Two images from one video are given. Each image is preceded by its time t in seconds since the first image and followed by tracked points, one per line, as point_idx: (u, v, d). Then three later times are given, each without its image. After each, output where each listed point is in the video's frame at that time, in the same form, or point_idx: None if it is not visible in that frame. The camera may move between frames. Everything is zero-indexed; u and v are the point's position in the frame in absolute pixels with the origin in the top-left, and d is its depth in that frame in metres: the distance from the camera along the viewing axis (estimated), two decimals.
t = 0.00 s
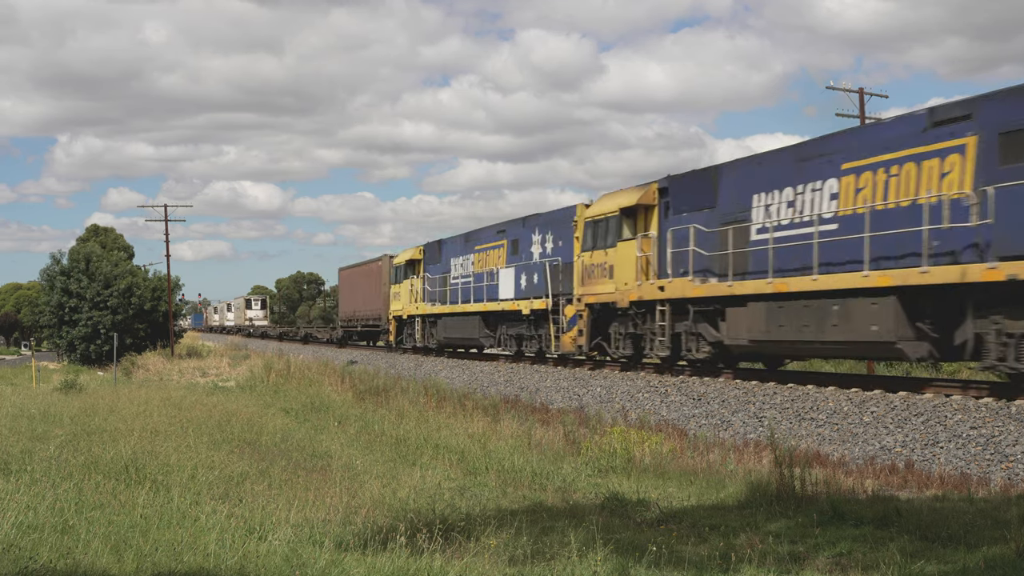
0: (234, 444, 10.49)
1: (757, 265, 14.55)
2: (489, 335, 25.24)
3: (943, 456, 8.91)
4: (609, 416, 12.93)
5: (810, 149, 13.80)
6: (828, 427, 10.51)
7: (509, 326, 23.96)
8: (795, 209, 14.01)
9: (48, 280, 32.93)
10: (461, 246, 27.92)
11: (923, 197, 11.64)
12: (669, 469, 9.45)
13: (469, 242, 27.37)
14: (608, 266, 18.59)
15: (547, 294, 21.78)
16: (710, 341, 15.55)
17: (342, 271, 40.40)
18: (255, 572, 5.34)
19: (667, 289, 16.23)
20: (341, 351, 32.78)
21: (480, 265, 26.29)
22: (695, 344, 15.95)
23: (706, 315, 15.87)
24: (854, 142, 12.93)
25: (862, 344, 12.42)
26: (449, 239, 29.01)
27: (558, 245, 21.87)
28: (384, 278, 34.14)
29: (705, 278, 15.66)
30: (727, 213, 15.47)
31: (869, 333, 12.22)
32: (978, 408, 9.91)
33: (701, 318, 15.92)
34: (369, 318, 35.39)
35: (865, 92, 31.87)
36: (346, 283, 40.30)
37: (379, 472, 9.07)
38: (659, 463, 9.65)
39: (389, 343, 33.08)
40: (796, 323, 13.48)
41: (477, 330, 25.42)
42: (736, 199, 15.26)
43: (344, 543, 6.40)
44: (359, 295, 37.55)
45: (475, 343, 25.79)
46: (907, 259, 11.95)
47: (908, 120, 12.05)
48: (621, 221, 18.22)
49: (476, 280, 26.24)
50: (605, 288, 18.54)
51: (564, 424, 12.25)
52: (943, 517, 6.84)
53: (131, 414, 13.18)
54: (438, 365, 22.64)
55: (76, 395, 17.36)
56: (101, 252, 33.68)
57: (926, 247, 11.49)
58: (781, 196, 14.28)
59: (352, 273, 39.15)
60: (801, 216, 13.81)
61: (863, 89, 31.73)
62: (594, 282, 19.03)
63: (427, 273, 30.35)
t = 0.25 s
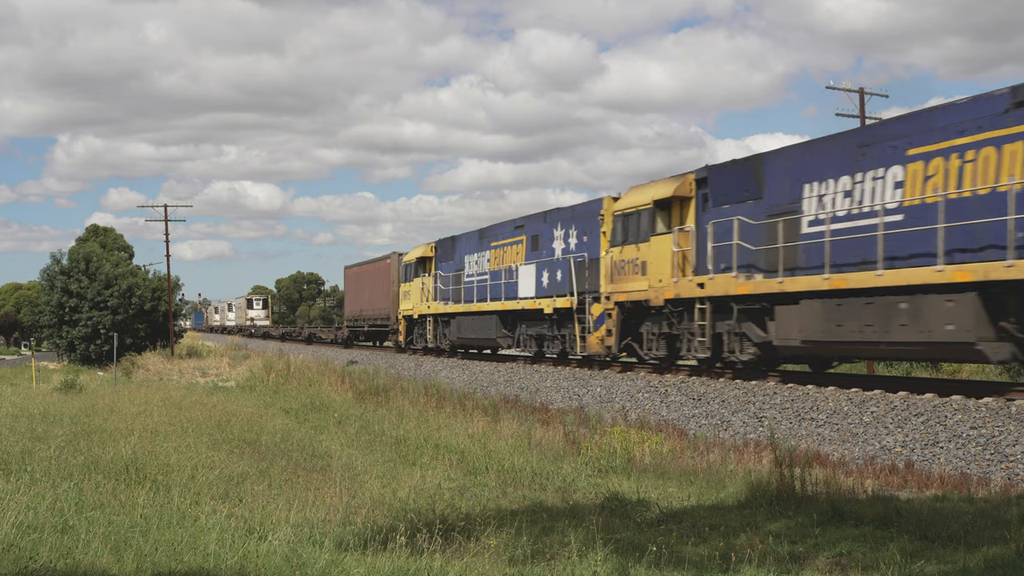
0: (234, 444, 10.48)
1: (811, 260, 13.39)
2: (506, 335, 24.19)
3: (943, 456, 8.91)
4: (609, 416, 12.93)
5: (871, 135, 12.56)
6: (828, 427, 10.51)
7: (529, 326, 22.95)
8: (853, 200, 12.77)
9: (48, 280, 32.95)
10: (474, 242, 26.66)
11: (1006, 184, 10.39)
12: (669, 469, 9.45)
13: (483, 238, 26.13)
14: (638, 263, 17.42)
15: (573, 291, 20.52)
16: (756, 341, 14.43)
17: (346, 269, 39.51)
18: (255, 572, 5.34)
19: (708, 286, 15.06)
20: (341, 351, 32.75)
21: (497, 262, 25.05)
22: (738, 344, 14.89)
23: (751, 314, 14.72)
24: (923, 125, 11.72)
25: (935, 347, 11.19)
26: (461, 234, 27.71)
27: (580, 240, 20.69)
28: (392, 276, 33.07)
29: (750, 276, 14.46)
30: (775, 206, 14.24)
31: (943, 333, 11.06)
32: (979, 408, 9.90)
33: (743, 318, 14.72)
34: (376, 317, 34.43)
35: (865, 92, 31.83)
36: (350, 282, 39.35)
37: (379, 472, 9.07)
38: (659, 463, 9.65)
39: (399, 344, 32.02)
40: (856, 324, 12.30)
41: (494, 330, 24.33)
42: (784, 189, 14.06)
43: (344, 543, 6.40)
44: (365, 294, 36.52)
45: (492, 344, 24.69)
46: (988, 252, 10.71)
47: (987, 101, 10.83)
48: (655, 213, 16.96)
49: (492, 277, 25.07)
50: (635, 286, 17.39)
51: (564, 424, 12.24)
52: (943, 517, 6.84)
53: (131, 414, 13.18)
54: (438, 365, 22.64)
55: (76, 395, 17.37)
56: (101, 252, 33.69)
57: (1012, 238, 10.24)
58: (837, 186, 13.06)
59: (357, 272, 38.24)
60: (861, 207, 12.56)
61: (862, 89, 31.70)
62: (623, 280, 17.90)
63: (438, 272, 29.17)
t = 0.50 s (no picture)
0: (234, 444, 10.48)
1: (870, 253, 12.34)
2: (526, 336, 23.29)
3: (943, 456, 8.91)
4: (609, 416, 12.92)
5: (938, 116, 11.48)
6: (828, 427, 10.51)
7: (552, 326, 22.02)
8: (920, 186, 11.66)
9: (48, 280, 32.95)
10: (490, 239, 25.68)
11: None
12: (669, 469, 9.45)
13: (499, 235, 25.17)
14: (674, 258, 16.45)
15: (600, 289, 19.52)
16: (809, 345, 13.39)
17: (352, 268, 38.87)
18: (255, 572, 5.34)
19: (755, 282, 14.07)
20: (341, 351, 32.72)
21: (516, 259, 24.10)
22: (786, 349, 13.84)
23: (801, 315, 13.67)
24: (997, 104, 10.64)
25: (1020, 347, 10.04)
26: (476, 231, 26.75)
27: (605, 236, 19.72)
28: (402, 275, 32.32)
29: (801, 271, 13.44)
30: (830, 195, 13.18)
31: None
32: (979, 408, 9.90)
33: (793, 317, 13.68)
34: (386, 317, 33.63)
35: (864, 92, 31.80)
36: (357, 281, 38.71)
37: (379, 472, 9.07)
38: (659, 463, 9.65)
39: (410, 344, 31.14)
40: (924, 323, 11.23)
41: (514, 330, 23.43)
42: (840, 177, 13.02)
43: (344, 543, 6.40)
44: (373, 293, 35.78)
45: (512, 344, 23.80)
46: (936, 258, 11.29)
47: None
48: (693, 206, 16.00)
49: (510, 274, 24.14)
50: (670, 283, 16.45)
51: (564, 424, 12.24)
52: (943, 517, 6.84)
53: (131, 414, 13.18)
54: (438, 365, 22.64)
55: (76, 395, 17.36)
56: (101, 252, 33.68)
57: (958, 244, 10.86)
58: (899, 173, 11.99)
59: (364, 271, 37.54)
60: (930, 195, 11.48)
61: (862, 90, 31.68)
62: (657, 276, 16.95)
63: (451, 270, 28.30)
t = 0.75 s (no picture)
0: (234, 444, 10.47)
1: (941, 245, 11.24)
2: (548, 336, 22.20)
3: (943, 456, 8.91)
4: (609, 416, 12.92)
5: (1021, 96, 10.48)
6: (828, 427, 10.51)
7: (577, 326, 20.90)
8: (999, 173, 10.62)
9: (48, 280, 32.94)
10: (508, 234, 24.54)
11: None
12: (669, 469, 9.45)
13: (518, 230, 24.05)
14: (715, 254, 15.35)
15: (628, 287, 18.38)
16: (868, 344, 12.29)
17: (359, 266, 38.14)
18: (255, 572, 5.34)
19: (807, 279, 12.94)
20: (341, 351, 32.68)
21: (536, 255, 22.93)
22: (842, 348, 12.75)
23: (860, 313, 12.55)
24: None
25: None
26: (493, 226, 25.60)
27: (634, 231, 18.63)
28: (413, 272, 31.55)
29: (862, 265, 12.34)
30: (896, 183, 12.12)
31: None
32: (979, 408, 9.90)
33: (854, 315, 12.55)
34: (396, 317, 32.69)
35: (864, 93, 31.78)
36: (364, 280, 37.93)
37: (379, 472, 9.07)
38: (659, 463, 9.65)
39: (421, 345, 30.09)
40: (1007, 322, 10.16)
41: (535, 330, 22.34)
42: (907, 165, 11.97)
43: (344, 543, 6.40)
44: (381, 292, 34.99)
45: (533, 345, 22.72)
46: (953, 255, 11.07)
47: None
48: (734, 197, 14.96)
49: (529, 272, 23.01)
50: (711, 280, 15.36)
51: (564, 424, 12.24)
52: (943, 517, 6.84)
53: (131, 414, 13.18)
54: (439, 365, 22.64)
55: (76, 395, 17.35)
56: (101, 252, 33.67)
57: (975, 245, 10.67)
58: (975, 158, 10.97)
59: (372, 269, 36.79)
60: (1012, 181, 10.43)
61: (862, 90, 31.66)
62: (695, 273, 15.87)
63: (465, 268, 27.26)
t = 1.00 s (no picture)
0: (235, 444, 10.47)
1: None
2: (573, 337, 21.10)
3: (943, 456, 8.91)
4: (609, 416, 12.93)
5: None
6: (828, 427, 10.51)
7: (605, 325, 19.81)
8: None
9: (48, 280, 32.95)
10: (527, 230, 23.36)
11: None
12: (669, 469, 9.45)
13: (538, 226, 22.88)
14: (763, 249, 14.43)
15: (663, 283, 17.38)
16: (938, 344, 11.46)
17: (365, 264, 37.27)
18: (255, 572, 5.34)
19: (872, 274, 12.07)
20: (341, 351, 32.66)
21: (558, 250, 21.79)
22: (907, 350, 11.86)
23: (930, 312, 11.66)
24: None
25: None
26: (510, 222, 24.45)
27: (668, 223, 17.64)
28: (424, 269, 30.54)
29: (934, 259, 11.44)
30: (974, 170, 11.19)
31: None
32: (979, 408, 9.91)
33: (923, 314, 11.68)
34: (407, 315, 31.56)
35: (864, 93, 31.73)
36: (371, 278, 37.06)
37: (379, 472, 9.07)
38: (659, 463, 9.65)
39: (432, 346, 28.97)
40: None
41: (559, 330, 21.23)
42: (984, 149, 11.10)
43: (344, 543, 6.40)
44: (390, 290, 34.06)
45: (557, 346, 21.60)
46: None
47: None
48: (785, 186, 14.06)
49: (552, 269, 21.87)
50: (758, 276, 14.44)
51: (564, 424, 12.25)
52: (943, 517, 6.84)
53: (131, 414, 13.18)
54: (438, 365, 22.64)
55: (76, 395, 17.35)
56: (101, 252, 33.66)
57: None
58: None
59: (379, 267, 35.86)
60: None
61: (862, 90, 31.64)
62: (740, 268, 14.95)
63: (479, 266, 26.01)
